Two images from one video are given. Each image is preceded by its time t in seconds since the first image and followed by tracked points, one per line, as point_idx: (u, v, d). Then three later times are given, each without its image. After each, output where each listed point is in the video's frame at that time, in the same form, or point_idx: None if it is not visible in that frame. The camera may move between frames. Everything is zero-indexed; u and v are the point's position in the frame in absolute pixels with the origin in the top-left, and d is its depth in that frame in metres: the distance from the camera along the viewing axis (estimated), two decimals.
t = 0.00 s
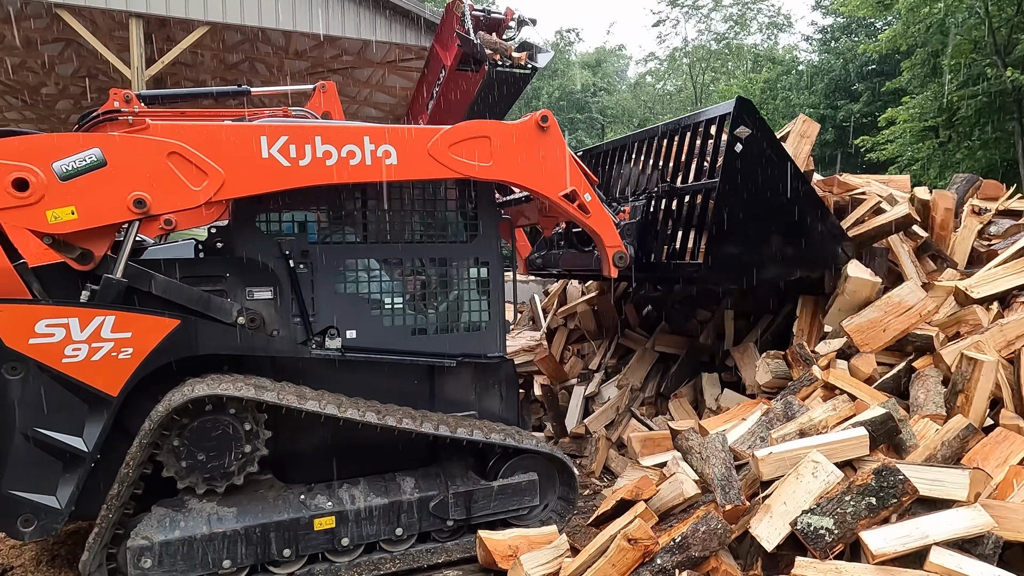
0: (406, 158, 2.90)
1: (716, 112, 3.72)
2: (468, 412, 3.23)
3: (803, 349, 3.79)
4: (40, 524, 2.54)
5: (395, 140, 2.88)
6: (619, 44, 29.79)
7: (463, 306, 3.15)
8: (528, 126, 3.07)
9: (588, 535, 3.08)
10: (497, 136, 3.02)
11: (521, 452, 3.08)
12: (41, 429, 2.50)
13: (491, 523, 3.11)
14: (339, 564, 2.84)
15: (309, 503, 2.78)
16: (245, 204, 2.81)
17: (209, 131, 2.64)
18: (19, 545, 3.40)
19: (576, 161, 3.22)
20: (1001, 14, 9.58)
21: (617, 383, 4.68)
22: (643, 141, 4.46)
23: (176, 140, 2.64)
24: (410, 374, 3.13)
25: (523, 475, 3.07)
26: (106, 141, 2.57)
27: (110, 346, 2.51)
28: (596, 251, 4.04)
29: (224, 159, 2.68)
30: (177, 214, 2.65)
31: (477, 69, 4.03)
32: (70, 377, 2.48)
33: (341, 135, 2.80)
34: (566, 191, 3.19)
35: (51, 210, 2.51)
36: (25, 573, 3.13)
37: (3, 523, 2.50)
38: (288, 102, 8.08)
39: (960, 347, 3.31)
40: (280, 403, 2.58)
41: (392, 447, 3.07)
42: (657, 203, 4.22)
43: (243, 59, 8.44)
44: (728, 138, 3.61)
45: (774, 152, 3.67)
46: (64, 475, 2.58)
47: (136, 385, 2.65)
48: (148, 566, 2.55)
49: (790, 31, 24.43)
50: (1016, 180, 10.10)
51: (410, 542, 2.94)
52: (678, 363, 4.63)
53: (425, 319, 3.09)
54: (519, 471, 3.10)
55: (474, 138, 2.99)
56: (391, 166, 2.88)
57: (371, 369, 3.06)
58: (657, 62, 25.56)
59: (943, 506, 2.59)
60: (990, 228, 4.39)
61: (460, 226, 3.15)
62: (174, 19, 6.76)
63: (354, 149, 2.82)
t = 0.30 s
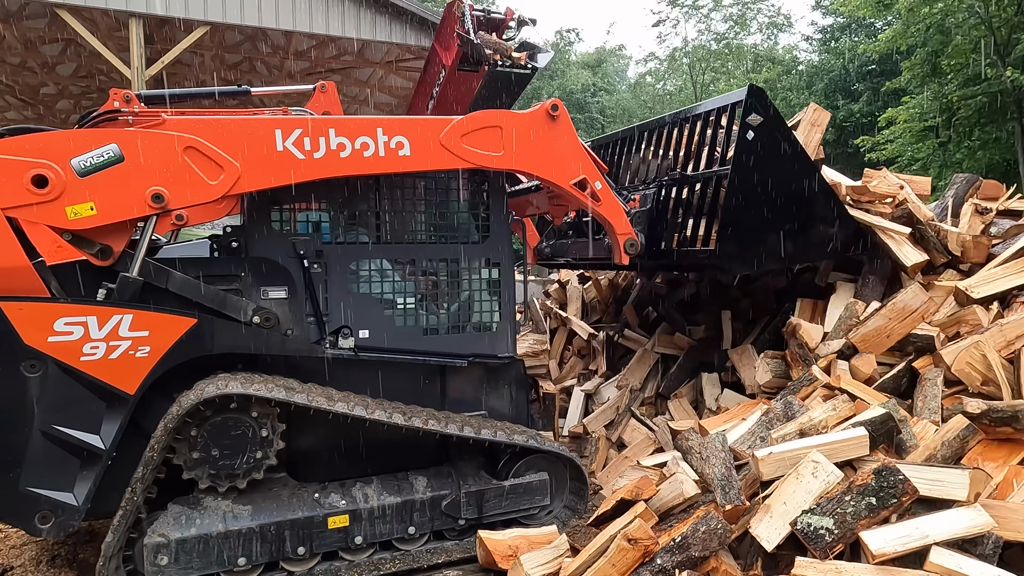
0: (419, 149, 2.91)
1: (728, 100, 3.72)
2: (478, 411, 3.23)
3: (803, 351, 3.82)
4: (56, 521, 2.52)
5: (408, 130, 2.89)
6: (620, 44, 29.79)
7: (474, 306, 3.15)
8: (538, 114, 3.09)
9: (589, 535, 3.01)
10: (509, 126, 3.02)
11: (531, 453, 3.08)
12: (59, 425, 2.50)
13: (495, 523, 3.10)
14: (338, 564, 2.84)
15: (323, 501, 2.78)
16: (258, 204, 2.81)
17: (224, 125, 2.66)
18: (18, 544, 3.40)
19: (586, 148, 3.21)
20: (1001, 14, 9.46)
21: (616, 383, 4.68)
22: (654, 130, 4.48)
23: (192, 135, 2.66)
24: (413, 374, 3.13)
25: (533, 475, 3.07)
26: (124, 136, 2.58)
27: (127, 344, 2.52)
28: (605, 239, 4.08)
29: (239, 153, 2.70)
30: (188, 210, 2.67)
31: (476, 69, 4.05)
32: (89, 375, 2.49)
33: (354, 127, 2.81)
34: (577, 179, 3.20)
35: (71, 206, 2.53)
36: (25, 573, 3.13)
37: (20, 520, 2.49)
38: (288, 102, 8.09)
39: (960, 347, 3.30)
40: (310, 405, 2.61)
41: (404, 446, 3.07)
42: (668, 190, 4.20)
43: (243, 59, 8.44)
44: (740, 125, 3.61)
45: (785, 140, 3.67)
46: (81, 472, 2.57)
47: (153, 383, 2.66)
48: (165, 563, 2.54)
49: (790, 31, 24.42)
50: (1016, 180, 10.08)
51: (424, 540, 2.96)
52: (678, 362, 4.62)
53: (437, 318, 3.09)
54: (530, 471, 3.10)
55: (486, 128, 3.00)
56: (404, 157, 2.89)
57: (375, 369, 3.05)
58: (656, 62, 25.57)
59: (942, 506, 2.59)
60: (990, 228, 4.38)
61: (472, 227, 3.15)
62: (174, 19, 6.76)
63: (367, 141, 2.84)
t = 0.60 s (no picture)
0: (427, 140, 2.92)
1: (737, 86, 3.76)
2: (486, 411, 3.21)
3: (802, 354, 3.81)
4: (68, 519, 2.53)
5: (415, 120, 2.90)
6: (620, 44, 29.80)
7: (481, 306, 3.14)
8: (545, 102, 3.10)
9: (589, 535, 2.98)
10: (516, 114, 3.04)
11: (538, 453, 3.08)
12: (70, 425, 2.49)
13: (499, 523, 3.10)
14: (338, 564, 2.82)
15: (331, 501, 2.78)
16: (267, 205, 2.83)
17: (233, 119, 2.68)
18: (18, 545, 3.40)
19: (592, 136, 3.23)
20: (1001, 13, 9.58)
21: (616, 383, 4.67)
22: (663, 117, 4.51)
23: (201, 129, 2.68)
24: (413, 373, 3.11)
25: (540, 475, 3.07)
26: (134, 133, 2.60)
27: (138, 344, 2.52)
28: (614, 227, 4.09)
29: (249, 147, 2.73)
30: (196, 206, 2.70)
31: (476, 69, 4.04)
32: (100, 374, 2.49)
33: (362, 119, 2.83)
34: (585, 166, 3.20)
35: (82, 203, 2.55)
36: (25, 573, 3.13)
37: (32, 518, 2.50)
38: (288, 102, 8.09)
39: (960, 347, 3.29)
40: (328, 407, 2.62)
41: (411, 445, 3.07)
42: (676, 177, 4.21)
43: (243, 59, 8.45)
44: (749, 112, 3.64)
45: (794, 127, 3.71)
46: (91, 470, 2.56)
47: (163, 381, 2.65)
48: (174, 563, 2.54)
49: (790, 31, 24.42)
50: (1016, 180, 10.08)
51: (432, 539, 2.96)
52: (678, 364, 4.66)
53: (444, 318, 3.09)
54: (539, 471, 3.10)
55: (493, 117, 3.02)
56: (412, 148, 2.90)
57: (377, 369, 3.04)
58: (657, 62, 25.58)
59: (942, 507, 2.59)
60: (990, 228, 4.38)
61: (480, 228, 3.14)
62: (174, 19, 6.76)
63: (375, 132, 2.85)
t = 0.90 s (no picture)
0: (430, 130, 2.94)
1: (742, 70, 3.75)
2: (490, 411, 3.21)
3: (801, 355, 3.82)
4: (73, 519, 2.52)
5: (418, 111, 2.91)
6: (620, 44, 29.80)
7: (485, 305, 3.15)
8: (546, 90, 3.13)
9: (589, 534, 2.98)
10: (518, 103, 3.06)
11: (539, 453, 3.09)
12: (75, 424, 2.49)
13: (501, 523, 3.10)
14: (337, 564, 2.81)
15: (336, 500, 2.78)
16: (271, 204, 2.82)
17: (234, 113, 2.70)
18: (18, 545, 3.39)
19: (596, 124, 3.29)
20: (1002, 14, 9.59)
21: (616, 383, 4.67)
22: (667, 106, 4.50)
23: (203, 124, 2.69)
24: (413, 371, 3.09)
25: (543, 474, 3.08)
26: (137, 129, 2.62)
27: (143, 343, 2.52)
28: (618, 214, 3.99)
29: (252, 140, 2.73)
30: (200, 202, 2.72)
31: (476, 69, 4.03)
32: (105, 374, 2.49)
33: (364, 110, 2.84)
34: (587, 153, 3.26)
35: (88, 200, 2.57)
36: (25, 573, 3.13)
37: (38, 518, 2.49)
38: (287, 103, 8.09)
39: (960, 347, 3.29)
40: (337, 408, 2.63)
41: (415, 445, 3.07)
42: (680, 164, 4.04)
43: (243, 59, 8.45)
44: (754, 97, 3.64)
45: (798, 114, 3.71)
46: (97, 470, 2.56)
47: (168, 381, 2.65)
48: (180, 562, 2.54)
49: (790, 31, 24.41)
50: (1016, 180, 10.07)
51: (435, 539, 2.96)
52: (679, 364, 4.63)
53: (448, 318, 3.09)
54: (542, 470, 3.11)
55: (495, 105, 3.04)
56: (415, 139, 2.91)
57: (380, 369, 3.04)
58: (657, 62, 25.58)
59: (942, 507, 2.59)
60: (990, 228, 4.38)
61: (483, 228, 3.15)
62: (174, 19, 6.76)
63: (378, 123, 2.87)
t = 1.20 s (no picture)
0: (431, 121, 2.94)
1: (749, 59, 3.77)
2: (491, 411, 3.20)
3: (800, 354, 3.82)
4: (76, 518, 2.52)
5: (418, 103, 2.91)
6: (620, 44, 29.81)
7: (486, 305, 3.14)
8: (545, 78, 3.15)
9: (589, 534, 2.99)
10: (517, 92, 3.09)
11: (541, 453, 3.08)
12: (77, 424, 2.49)
13: (502, 523, 3.09)
14: (337, 564, 2.81)
15: (337, 500, 2.78)
16: (273, 203, 2.82)
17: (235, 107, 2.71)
18: (18, 545, 3.39)
19: (596, 111, 3.32)
20: (1002, 14, 9.59)
21: (616, 384, 4.68)
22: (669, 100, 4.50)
23: (204, 119, 2.69)
24: (414, 371, 3.09)
25: (545, 475, 3.07)
26: (138, 126, 2.62)
27: (146, 343, 2.51)
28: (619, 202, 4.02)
29: (253, 135, 2.74)
30: (202, 197, 2.72)
31: (476, 69, 4.05)
32: (108, 374, 2.49)
33: (364, 102, 2.84)
34: (588, 141, 3.28)
35: (91, 198, 2.57)
36: (25, 573, 3.13)
37: (41, 517, 2.50)
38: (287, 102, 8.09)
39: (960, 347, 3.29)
40: (342, 409, 2.63)
41: (417, 445, 3.07)
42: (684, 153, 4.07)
43: (243, 59, 8.44)
44: (759, 84, 3.62)
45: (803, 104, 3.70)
46: (100, 469, 2.56)
47: (171, 381, 2.66)
48: (182, 561, 2.54)
49: (790, 31, 24.42)
50: (1016, 180, 10.07)
51: (437, 539, 2.96)
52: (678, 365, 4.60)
53: (449, 318, 3.08)
54: (544, 471, 3.11)
55: (495, 95, 3.06)
56: (416, 130, 2.91)
57: (381, 368, 3.04)
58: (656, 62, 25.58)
59: (943, 507, 2.59)
60: (990, 228, 4.39)
61: (484, 228, 3.14)
62: (175, 19, 6.75)
63: (378, 115, 2.87)
